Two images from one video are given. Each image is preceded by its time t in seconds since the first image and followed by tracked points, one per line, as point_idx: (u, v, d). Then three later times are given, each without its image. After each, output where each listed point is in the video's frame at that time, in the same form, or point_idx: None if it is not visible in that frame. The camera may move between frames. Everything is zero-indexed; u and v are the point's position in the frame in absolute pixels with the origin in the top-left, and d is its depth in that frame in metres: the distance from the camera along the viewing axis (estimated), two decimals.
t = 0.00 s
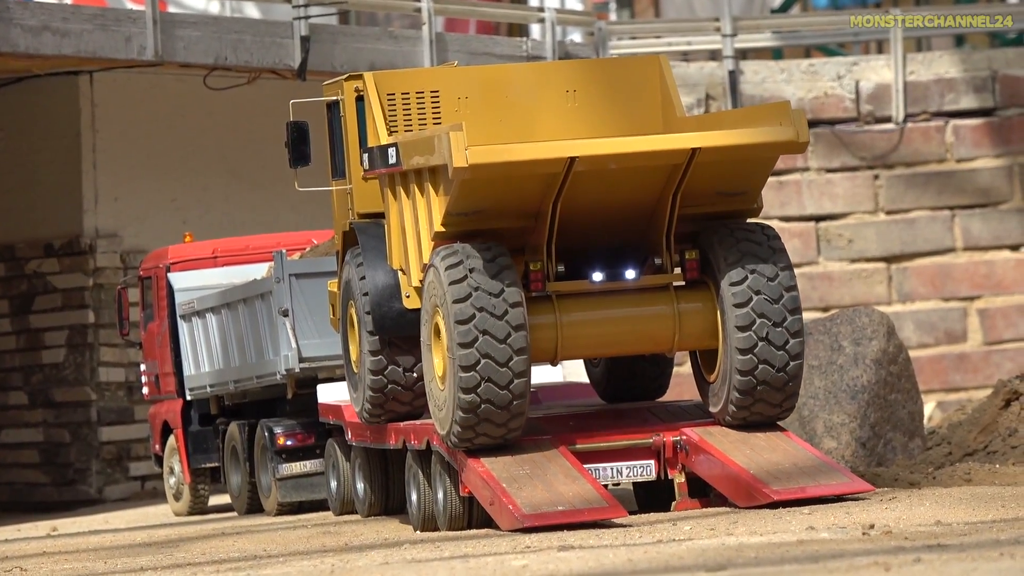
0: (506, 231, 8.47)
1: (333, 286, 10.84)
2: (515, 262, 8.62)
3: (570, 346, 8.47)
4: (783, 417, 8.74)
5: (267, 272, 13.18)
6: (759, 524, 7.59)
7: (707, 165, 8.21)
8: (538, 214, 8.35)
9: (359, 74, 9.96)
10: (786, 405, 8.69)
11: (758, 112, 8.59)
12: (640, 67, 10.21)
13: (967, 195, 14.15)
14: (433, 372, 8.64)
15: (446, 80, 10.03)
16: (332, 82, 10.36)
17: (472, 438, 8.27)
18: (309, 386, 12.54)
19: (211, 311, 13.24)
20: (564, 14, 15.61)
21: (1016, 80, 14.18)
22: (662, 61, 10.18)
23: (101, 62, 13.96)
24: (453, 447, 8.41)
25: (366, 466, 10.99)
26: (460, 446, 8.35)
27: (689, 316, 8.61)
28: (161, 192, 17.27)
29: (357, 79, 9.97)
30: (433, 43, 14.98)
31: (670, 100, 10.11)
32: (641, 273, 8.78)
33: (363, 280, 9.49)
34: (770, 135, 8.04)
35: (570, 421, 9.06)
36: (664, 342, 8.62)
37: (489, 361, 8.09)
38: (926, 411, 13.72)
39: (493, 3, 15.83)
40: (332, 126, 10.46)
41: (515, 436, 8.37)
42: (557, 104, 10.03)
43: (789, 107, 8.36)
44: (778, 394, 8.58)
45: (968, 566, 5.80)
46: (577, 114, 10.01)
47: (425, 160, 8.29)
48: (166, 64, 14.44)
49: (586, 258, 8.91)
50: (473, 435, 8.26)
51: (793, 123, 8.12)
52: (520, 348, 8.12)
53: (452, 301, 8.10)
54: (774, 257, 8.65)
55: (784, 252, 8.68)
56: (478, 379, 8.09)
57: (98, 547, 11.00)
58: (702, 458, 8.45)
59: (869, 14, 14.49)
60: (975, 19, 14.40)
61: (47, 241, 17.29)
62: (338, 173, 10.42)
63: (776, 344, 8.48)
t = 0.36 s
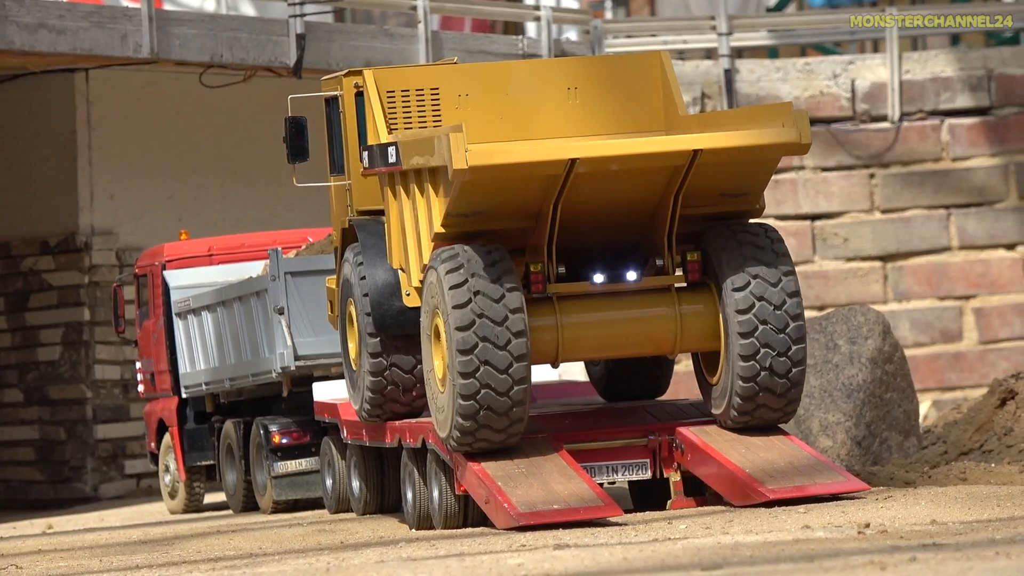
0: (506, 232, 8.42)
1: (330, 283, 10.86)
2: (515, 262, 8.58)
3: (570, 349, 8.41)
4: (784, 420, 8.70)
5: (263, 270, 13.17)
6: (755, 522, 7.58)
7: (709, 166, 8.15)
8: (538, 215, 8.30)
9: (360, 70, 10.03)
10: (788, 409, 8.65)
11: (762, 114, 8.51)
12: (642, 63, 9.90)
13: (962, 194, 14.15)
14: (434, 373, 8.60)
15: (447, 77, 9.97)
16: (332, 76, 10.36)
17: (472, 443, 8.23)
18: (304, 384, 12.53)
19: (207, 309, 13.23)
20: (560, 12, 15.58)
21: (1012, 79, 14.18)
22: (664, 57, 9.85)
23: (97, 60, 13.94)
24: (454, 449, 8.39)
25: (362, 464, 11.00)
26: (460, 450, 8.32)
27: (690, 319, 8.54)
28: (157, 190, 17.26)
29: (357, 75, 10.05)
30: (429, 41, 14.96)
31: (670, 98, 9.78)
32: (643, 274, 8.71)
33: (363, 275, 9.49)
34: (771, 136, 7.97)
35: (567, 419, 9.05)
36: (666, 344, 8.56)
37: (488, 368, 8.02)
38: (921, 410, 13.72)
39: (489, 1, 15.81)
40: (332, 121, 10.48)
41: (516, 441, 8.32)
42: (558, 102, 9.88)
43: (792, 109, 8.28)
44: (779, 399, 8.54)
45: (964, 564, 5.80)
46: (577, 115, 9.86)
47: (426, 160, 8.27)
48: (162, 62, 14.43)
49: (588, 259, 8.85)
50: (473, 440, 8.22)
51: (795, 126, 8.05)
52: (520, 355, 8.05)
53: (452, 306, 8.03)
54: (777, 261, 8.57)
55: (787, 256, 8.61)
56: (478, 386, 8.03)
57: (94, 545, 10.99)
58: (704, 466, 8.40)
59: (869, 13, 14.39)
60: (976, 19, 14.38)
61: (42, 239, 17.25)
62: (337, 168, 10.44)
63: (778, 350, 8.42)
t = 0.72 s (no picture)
0: (514, 240, 8.23)
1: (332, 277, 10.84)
2: (522, 270, 8.38)
3: (579, 361, 8.22)
4: (794, 432, 8.51)
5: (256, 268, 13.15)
6: (748, 523, 7.58)
7: (722, 176, 7.96)
8: (547, 224, 8.09)
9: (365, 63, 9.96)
10: (798, 419, 8.46)
11: (775, 122, 8.32)
12: (649, 61, 9.42)
13: (956, 195, 14.15)
14: (439, 385, 8.43)
15: (454, 74, 9.42)
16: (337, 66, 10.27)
17: (479, 454, 8.05)
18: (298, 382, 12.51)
19: (201, 306, 13.21)
20: (555, 11, 15.53)
21: (1007, 80, 14.17)
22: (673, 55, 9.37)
23: (91, 57, 13.91)
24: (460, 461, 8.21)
25: (355, 462, 11.00)
26: (466, 461, 8.14)
27: (700, 329, 8.36)
28: (152, 187, 17.23)
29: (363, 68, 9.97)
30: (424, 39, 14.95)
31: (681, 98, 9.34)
32: (652, 283, 8.52)
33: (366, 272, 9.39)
34: (789, 148, 7.79)
35: (562, 419, 9.02)
36: (675, 356, 8.37)
37: (496, 374, 7.85)
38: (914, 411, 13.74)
39: None
40: (336, 111, 10.41)
41: (524, 451, 8.15)
42: (567, 102, 9.43)
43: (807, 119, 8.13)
44: (789, 409, 8.36)
45: (957, 565, 5.80)
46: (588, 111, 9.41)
47: (433, 167, 8.08)
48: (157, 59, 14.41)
49: (597, 269, 8.65)
50: (480, 451, 8.04)
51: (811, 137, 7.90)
52: (529, 361, 7.88)
53: (460, 312, 7.86)
54: (787, 269, 8.42)
55: (798, 264, 8.45)
56: (485, 393, 7.86)
57: (86, 543, 10.97)
58: (698, 473, 8.45)
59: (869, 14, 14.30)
60: (976, 20, 14.35)
61: (37, 236, 17.22)
62: (339, 159, 10.41)
63: (787, 357, 8.25)
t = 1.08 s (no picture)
0: (516, 248, 8.06)
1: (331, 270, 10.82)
2: (525, 277, 8.24)
3: (582, 370, 8.10)
4: (801, 440, 8.36)
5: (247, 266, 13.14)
6: (738, 522, 7.58)
7: (729, 186, 7.82)
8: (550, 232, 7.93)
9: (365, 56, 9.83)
10: (805, 425, 8.31)
11: (790, 133, 8.27)
12: (656, 59, 9.31)
13: (947, 194, 14.12)
14: (439, 395, 8.30)
15: (456, 70, 9.35)
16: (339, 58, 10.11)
17: (481, 460, 7.91)
18: (287, 380, 12.48)
19: (191, 304, 13.19)
20: (547, 9, 15.47)
21: (997, 79, 14.14)
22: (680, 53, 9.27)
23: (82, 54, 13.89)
24: (461, 471, 8.06)
25: (344, 461, 10.99)
26: (468, 470, 7.98)
27: (704, 338, 8.23)
28: (142, 184, 17.19)
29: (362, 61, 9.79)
30: (414, 37, 14.95)
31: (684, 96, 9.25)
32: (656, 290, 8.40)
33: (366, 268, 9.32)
34: (799, 159, 7.66)
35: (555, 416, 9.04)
36: (679, 366, 8.24)
37: (498, 375, 7.74)
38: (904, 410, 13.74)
39: None
40: (336, 101, 10.27)
41: (527, 460, 8.00)
42: (570, 100, 9.35)
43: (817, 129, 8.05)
44: (796, 414, 8.20)
45: (946, 564, 5.79)
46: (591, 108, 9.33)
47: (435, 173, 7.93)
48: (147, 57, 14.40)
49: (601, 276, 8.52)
50: (482, 457, 7.90)
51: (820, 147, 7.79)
52: (531, 362, 7.78)
53: (460, 313, 7.78)
54: (793, 272, 8.32)
55: (803, 268, 8.35)
56: (488, 394, 7.74)
57: (76, 540, 10.96)
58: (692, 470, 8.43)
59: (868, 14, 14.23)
60: (975, 20, 14.33)
61: (26, 233, 17.18)
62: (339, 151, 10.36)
63: (793, 359, 8.12)
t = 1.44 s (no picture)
0: (518, 253, 7.91)
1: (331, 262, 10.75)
2: (526, 282, 8.09)
3: (584, 377, 8.00)
4: (803, 454, 8.27)
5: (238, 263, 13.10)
6: (729, 519, 7.58)
7: (736, 193, 7.66)
8: (553, 237, 7.78)
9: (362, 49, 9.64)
10: (809, 441, 8.22)
11: (797, 138, 8.11)
12: (659, 55, 9.05)
13: (937, 191, 14.10)
14: (440, 404, 8.16)
15: (455, 65, 9.01)
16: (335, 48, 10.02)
17: (485, 462, 7.72)
18: (277, 377, 12.44)
19: (181, 300, 13.15)
20: (537, 6, 15.46)
21: (988, 77, 14.16)
22: (683, 50, 9.02)
23: (71, 50, 13.85)
24: (466, 478, 7.87)
25: (335, 458, 10.98)
26: (472, 474, 7.79)
27: (709, 346, 8.13)
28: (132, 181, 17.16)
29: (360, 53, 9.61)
30: (404, 34, 14.97)
31: (689, 93, 8.99)
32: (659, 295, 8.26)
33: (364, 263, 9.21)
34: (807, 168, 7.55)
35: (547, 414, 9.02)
36: (685, 374, 8.14)
37: (498, 369, 7.61)
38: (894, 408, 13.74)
39: None
40: (332, 92, 10.17)
41: (532, 462, 7.82)
42: (571, 95, 9.02)
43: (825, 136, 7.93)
44: (801, 432, 8.11)
45: (937, 562, 5.80)
46: (593, 103, 9.02)
47: (435, 178, 7.75)
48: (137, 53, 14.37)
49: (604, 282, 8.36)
50: (486, 459, 7.72)
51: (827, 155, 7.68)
52: (531, 355, 7.65)
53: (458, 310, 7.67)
54: (801, 286, 8.17)
55: (812, 280, 8.20)
56: (488, 388, 7.59)
57: (66, 536, 10.92)
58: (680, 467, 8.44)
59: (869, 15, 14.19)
60: (976, 20, 14.40)
61: (17, 229, 17.00)
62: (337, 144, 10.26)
63: (799, 353, 8.02)
